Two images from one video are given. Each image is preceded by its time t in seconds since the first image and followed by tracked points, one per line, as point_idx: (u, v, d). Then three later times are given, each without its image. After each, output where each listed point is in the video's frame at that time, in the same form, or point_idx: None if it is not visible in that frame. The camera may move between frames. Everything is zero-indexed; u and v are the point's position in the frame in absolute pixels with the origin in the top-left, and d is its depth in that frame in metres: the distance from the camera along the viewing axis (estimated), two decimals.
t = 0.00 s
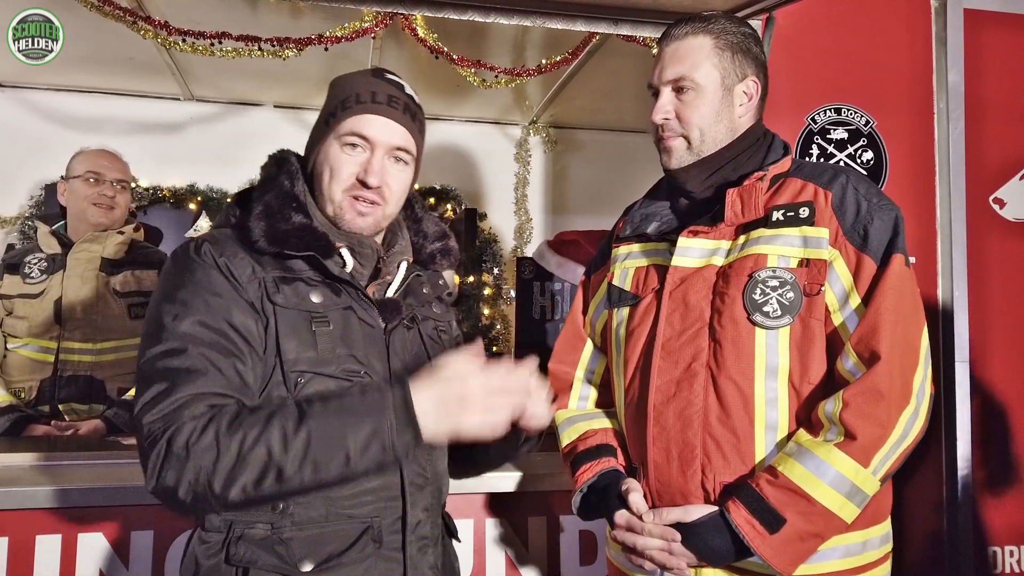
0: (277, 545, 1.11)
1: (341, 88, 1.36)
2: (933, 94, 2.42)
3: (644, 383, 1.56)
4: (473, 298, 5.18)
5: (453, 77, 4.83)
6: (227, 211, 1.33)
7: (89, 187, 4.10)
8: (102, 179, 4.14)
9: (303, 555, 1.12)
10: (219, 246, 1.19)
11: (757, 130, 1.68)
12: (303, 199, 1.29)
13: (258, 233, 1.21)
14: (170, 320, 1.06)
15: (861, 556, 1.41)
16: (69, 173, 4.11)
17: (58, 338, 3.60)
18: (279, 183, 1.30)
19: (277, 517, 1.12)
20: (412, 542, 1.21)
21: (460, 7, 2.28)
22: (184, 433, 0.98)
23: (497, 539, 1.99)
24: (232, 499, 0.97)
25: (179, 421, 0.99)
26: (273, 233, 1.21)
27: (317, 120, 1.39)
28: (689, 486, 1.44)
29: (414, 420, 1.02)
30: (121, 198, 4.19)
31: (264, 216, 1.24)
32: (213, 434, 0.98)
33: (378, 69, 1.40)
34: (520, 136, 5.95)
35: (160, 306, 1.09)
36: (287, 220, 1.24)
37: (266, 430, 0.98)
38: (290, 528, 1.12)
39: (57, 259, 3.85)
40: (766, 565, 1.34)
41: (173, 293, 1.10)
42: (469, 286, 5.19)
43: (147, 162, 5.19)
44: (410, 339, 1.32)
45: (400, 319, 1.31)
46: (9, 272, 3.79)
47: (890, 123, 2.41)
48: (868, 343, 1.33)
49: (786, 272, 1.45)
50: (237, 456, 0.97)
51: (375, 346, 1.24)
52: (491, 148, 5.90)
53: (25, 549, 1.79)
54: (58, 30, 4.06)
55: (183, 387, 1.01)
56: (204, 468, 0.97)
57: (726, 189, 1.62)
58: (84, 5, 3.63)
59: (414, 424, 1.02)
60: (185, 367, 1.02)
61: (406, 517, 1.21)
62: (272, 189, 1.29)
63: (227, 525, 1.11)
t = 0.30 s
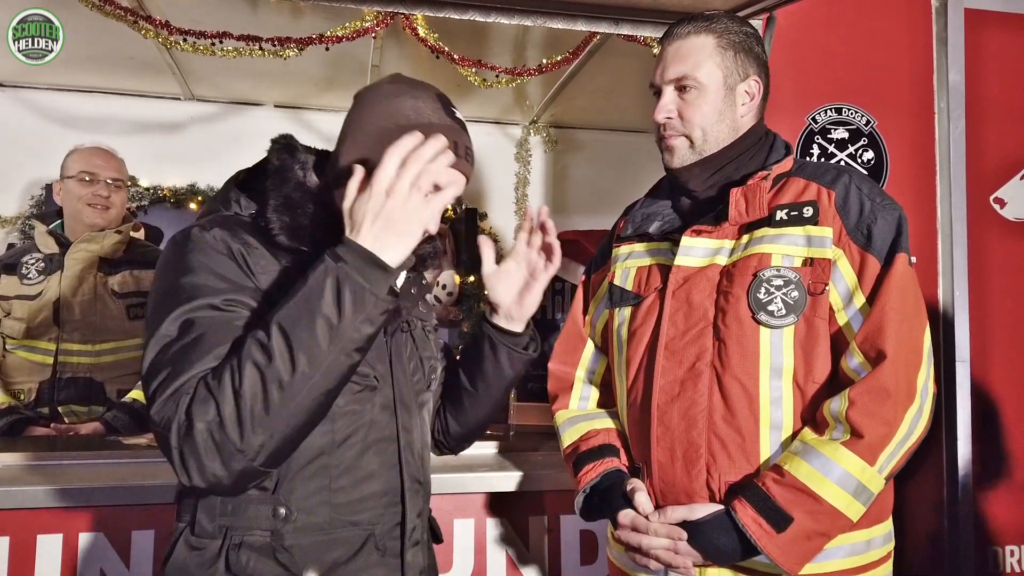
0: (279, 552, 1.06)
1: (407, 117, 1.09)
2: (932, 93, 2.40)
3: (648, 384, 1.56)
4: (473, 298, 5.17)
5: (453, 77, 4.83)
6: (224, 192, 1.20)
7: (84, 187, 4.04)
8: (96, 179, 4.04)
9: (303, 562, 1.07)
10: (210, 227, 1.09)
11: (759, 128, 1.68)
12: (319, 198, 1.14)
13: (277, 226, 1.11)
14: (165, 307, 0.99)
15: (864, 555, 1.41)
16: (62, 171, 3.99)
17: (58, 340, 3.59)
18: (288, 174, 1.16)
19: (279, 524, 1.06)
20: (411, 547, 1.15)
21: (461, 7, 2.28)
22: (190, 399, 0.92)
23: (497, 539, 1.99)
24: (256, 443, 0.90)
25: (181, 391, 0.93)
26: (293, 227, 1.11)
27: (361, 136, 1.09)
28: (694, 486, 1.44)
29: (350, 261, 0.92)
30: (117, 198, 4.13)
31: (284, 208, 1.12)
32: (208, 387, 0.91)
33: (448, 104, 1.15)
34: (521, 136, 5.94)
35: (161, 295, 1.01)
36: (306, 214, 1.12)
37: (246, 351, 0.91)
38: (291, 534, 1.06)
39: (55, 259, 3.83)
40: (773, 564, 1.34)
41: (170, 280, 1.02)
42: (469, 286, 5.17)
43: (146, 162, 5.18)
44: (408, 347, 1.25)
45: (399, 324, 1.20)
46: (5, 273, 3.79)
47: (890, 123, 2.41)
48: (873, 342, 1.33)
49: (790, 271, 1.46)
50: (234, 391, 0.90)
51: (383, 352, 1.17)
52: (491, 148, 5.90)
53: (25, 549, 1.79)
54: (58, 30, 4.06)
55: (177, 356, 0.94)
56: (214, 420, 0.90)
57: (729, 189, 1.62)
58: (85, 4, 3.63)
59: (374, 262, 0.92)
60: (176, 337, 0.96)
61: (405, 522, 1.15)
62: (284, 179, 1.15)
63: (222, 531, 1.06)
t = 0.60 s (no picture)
0: (281, 567, 1.05)
1: (433, 127, 1.08)
2: (933, 93, 2.45)
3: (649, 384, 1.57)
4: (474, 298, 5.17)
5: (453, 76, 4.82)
6: (248, 178, 1.17)
7: (85, 188, 4.07)
8: (97, 180, 4.11)
9: None
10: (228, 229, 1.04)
11: (756, 129, 1.69)
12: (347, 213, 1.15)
13: (319, 234, 1.14)
14: (196, 317, 0.94)
15: (865, 552, 1.41)
16: (65, 171, 4.04)
17: (58, 340, 3.60)
18: (325, 178, 1.17)
19: (285, 538, 1.05)
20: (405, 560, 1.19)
21: (461, 7, 2.28)
22: (245, 414, 0.87)
23: (498, 539, 1.99)
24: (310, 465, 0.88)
25: (223, 410, 0.88)
26: (334, 236, 1.14)
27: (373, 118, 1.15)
28: (696, 486, 1.44)
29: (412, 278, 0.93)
30: (116, 198, 4.16)
31: (324, 215, 1.15)
32: (256, 403, 0.87)
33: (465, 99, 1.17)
34: (522, 136, 5.88)
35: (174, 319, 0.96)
36: (344, 222, 1.15)
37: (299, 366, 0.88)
38: (295, 549, 1.06)
39: (55, 259, 3.82)
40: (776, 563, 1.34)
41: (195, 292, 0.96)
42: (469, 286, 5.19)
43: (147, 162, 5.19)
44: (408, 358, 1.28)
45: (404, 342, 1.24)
46: (7, 272, 3.78)
47: (890, 123, 2.41)
48: (874, 342, 1.34)
49: (790, 271, 1.46)
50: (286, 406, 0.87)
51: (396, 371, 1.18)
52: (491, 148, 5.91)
53: (27, 549, 1.79)
54: (58, 30, 4.05)
55: (216, 369, 0.89)
56: (271, 440, 0.86)
57: (729, 189, 1.63)
58: (86, 5, 3.64)
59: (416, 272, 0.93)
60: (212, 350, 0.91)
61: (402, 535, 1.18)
62: (323, 181, 1.16)
63: (223, 541, 1.04)
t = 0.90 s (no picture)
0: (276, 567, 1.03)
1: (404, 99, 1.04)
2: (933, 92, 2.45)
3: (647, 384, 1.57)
4: (474, 298, 5.18)
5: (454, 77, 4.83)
6: (240, 179, 1.14)
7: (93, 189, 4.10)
8: (106, 183, 4.15)
9: None
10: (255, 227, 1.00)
11: (752, 131, 1.70)
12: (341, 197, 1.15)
13: (311, 230, 1.09)
14: (237, 312, 0.89)
15: (863, 548, 1.42)
16: (74, 172, 4.08)
17: (60, 339, 3.62)
18: (317, 175, 1.15)
19: (280, 537, 1.05)
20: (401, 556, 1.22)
21: (461, 8, 2.29)
22: (314, 429, 0.83)
23: (498, 538, 2.00)
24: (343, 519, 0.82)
25: (274, 433, 0.82)
26: (330, 232, 1.10)
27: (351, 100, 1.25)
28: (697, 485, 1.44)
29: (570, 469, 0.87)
30: (125, 202, 4.20)
31: (317, 212, 1.11)
32: (317, 436, 0.82)
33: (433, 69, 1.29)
34: (521, 136, 5.97)
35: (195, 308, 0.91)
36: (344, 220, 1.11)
37: (396, 439, 0.85)
38: (291, 550, 1.05)
39: (57, 259, 3.81)
40: (777, 561, 1.34)
41: (233, 283, 0.91)
42: (469, 286, 5.21)
43: (147, 162, 5.19)
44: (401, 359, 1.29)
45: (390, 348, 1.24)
46: (9, 272, 3.79)
47: (889, 123, 2.42)
48: (871, 340, 1.34)
49: (787, 270, 1.46)
50: (352, 462, 0.82)
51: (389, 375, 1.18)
52: (491, 147, 5.92)
53: (28, 549, 1.79)
54: (58, 30, 4.06)
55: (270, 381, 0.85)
56: (325, 485, 0.81)
57: (726, 188, 1.63)
58: (87, 6, 3.64)
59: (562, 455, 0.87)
60: (265, 367, 0.86)
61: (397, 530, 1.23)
62: (314, 179, 1.14)
63: (219, 541, 1.03)
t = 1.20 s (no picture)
0: (257, 561, 1.05)
1: (345, 83, 1.38)
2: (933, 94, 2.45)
3: (646, 383, 1.58)
4: (474, 298, 5.19)
5: (454, 77, 4.84)
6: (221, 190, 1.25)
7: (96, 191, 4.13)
8: (110, 184, 4.19)
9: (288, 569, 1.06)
10: (227, 237, 1.10)
11: (750, 131, 1.71)
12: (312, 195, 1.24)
13: (268, 232, 1.13)
14: (206, 303, 0.98)
15: (860, 543, 1.42)
16: (77, 172, 4.11)
17: (62, 339, 3.61)
18: (281, 177, 1.24)
19: (260, 530, 1.06)
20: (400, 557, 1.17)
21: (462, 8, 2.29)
22: (274, 412, 0.90)
23: (498, 537, 2.00)
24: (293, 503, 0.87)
25: (232, 403, 0.90)
26: (286, 233, 1.13)
27: (318, 107, 1.42)
28: (697, 483, 1.45)
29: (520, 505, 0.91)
30: (126, 204, 4.22)
31: (275, 214, 1.16)
32: (278, 421, 0.89)
33: (387, 59, 1.43)
34: (521, 136, 5.97)
35: (167, 299, 1.00)
36: (302, 220, 1.17)
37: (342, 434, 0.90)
38: (273, 540, 1.06)
39: (58, 259, 3.82)
40: (778, 557, 1.35)
41: (207, 279, 1.01)
42: (469, 286, 5.22)
43: (148, 162, 5.19)
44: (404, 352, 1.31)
45: (396, 331, 1.28)
46: (9, 272, 3.80)
47: (889, 123, 2.43)
48: (870, 338, 1.35)
49: (786, 270, 1.47)
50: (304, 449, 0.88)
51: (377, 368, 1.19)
52: (492, 147, 5.92)
53: (30, 549, 1.80)
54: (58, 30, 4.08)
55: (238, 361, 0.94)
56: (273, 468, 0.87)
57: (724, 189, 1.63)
58: (89, 6, 3.64)
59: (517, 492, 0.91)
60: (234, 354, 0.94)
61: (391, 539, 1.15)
62: (277, 181, 1.22)
63: (202, 535, 1.05)
